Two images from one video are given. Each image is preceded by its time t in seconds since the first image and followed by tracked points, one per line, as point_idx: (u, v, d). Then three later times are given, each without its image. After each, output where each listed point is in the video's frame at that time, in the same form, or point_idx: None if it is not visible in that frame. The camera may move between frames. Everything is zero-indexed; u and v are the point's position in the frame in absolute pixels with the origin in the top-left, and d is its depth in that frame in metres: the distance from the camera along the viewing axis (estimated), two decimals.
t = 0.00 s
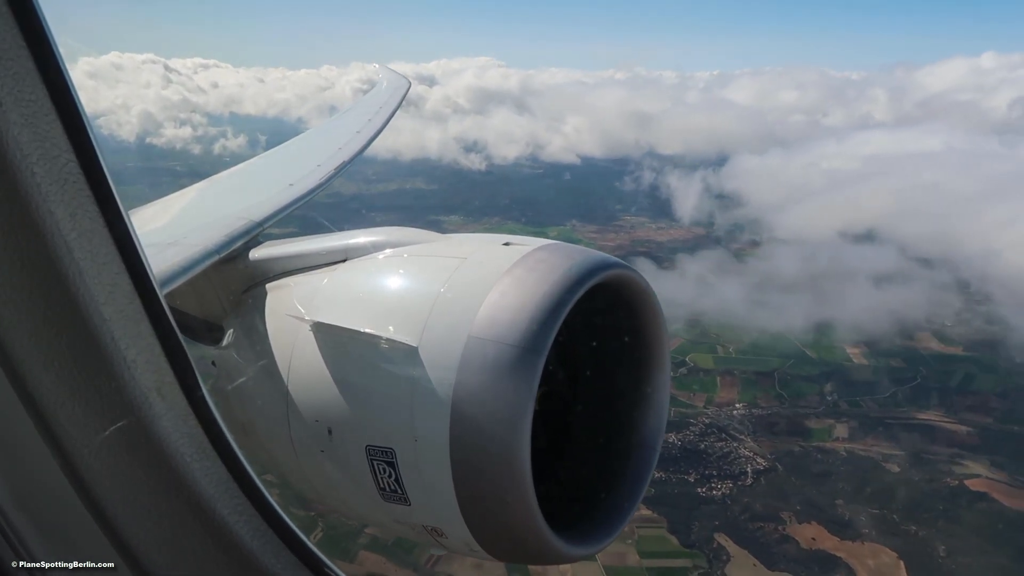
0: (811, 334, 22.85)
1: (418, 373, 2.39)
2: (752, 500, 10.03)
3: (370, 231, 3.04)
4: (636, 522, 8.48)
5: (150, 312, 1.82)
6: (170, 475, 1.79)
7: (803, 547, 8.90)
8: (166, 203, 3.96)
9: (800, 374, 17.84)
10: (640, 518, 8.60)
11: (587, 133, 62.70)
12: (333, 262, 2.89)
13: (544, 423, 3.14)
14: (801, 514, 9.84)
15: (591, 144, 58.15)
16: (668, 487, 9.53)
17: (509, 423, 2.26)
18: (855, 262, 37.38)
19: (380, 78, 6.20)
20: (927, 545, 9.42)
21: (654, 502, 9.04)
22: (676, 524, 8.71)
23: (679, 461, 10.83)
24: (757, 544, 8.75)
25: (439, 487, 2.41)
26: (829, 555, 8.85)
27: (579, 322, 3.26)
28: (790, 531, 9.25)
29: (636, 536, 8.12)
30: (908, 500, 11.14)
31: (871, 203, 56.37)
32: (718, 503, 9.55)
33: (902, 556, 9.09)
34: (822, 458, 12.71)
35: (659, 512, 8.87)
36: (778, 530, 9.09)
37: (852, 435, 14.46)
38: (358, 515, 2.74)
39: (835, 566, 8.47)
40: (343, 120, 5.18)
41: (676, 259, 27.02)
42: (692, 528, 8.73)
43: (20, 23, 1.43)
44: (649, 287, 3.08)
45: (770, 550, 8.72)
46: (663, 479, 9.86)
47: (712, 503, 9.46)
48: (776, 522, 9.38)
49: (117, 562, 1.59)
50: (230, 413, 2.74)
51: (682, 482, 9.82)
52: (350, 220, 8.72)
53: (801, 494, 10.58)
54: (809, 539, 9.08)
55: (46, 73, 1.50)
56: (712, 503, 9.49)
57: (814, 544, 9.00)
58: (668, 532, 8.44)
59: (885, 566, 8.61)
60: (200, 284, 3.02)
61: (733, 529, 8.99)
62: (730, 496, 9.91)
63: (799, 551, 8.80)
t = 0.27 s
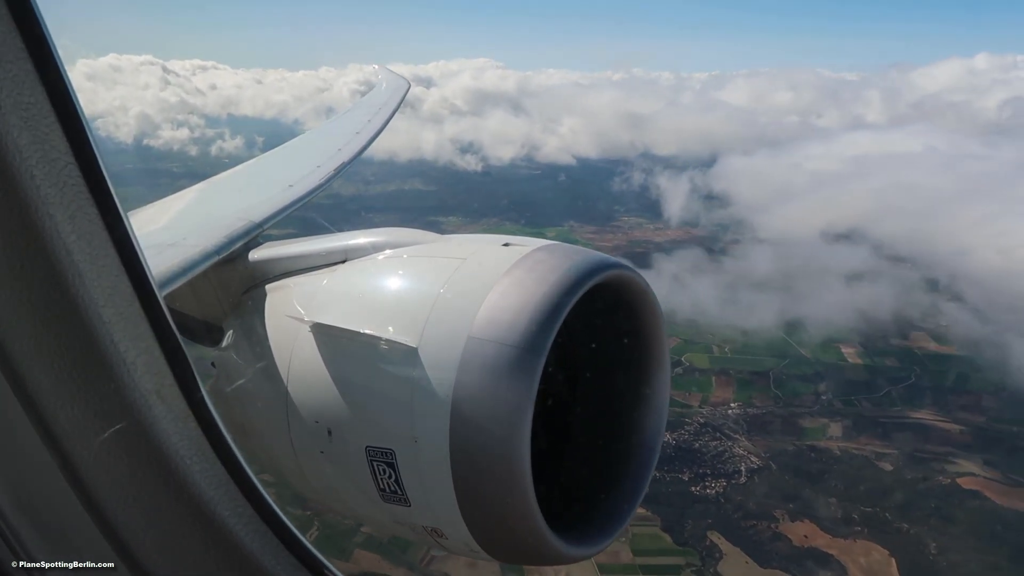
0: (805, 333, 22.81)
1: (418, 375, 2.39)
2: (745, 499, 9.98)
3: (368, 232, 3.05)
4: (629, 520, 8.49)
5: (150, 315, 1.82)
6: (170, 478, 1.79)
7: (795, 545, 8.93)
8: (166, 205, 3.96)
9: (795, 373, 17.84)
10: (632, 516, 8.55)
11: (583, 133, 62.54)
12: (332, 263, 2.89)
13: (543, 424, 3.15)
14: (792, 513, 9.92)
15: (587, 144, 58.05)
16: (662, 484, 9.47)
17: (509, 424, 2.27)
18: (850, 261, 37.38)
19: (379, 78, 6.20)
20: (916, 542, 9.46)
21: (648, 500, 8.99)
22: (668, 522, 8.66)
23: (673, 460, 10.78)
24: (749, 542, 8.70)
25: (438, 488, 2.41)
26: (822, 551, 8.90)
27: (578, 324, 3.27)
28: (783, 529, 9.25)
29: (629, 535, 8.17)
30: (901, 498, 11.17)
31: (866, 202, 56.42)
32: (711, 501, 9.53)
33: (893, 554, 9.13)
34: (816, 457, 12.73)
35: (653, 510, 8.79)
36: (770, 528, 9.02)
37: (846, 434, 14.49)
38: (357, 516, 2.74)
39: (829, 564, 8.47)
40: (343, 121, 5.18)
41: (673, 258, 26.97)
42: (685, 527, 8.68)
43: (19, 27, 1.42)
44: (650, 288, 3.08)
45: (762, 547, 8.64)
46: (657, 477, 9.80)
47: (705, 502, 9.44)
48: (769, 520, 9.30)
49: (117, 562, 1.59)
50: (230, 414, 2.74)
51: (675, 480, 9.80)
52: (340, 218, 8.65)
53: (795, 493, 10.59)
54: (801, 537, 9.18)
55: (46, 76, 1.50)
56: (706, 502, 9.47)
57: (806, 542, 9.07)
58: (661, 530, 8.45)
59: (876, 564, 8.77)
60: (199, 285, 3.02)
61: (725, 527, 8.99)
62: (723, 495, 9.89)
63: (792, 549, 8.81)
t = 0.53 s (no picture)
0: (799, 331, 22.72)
1: (417, 375, 2.39)
2: (737, 497, 9.77)
3: (366, 233, 3.06)
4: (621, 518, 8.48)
5: (148, 317, 1.82)
6: (169, 480, 1.78)
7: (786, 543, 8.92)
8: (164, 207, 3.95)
9: (789, 372, 17.84)
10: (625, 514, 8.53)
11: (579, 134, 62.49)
12: (330, 264, 2.89)
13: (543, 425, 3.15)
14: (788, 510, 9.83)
15: (583, 145, 58.05)
16: (655, 483, 9.55)
17: (510, 424, 2.26)
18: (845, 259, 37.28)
19: (378, 79, 6.20)
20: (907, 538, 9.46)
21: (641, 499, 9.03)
22: (661, 518, 8.69)
23: (667, 459, 10.77)
24: (742, 539, 8.77)
25: (438, 489, 2.41)
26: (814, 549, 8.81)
27: (576, 325, 3.27)
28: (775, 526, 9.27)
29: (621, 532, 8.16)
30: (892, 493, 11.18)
31: (860, 202, 56.55)
32: (703, 499, 9.55)
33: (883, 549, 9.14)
34: (809, 455, 12.72)
35: (646, 508, 8.83)
36: (762, 526, 9.08)
37: (839, 433, 14.51)
38: (357, 517, 2.74)
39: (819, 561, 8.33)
40: (341, 122, 5.17)
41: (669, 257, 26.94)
42: (678, 525, 8.70)
43: (19, 27, 1.42)
44: (649, 288, 3.09)
45: (753, 544, 8.72)
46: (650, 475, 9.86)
47: (697, 500, 9.48)
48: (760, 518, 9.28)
49: (115, 563, 1.58)
50: (228, 415, 2.73)
51: (669, 478, 9.89)
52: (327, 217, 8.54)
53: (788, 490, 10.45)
54: (792, 534, 9.13)
55: (45, 77, 1.50)
56: (698, 500, 9.50)
57: (797, 539, 9.02)
58: (654, 528, 8.40)
59: (869, 562, 8.39)
60: (198, 287, 3.02)
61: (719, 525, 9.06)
62: (716, 493, 9.91)
63: (784, 547, 8.81)
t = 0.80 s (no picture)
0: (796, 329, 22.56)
1: (417, 376, 2.39)
2: (731, 495, 10.01)
3: (366, 233, 3.07)
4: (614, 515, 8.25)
5: (148, 317, 1.82)
6: (168, 480, 1.78)
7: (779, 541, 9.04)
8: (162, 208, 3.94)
9: (785, 371, 17.83)
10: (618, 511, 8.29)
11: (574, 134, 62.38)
12: (330, 264, 2.90)
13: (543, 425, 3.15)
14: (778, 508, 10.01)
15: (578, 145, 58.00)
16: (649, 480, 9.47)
17: (510, 424, 2.26)
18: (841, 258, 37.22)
19: (377, 79, 6.20)
20: (899, 537, 9.49)
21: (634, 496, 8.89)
22: (655, 515, 8.50)
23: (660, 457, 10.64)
24: (734, 536, 8.68)
25: (438, 489, 2.41)
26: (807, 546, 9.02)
27: (576, 325, 3.27)
28: (768, 523, 9.33)
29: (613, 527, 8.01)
30: (885, 492, 11.22)
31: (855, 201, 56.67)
32: (697, 497, 9.44)
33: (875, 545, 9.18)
34: (803, 453, 12.74)
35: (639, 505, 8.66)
36: (755, 522, 9.00)
37: (833, 431, 14.52)
38: (357, 517, 2.74)
39: (811, 559, 8.52)
40: (341, 122, 5.17)
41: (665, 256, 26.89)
42: (672, 523, 8.54)
43: (17, 29, 1.42)
44: (648, 287, 3.09)
45: (746, 541, 8.63)
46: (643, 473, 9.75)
47: (691, 498, 9.37)
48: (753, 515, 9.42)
49: (115, 563, 1.58)
50: (228, 416, 2.73)
51: (663, 476, 9.84)
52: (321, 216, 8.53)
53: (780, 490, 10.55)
54: (785, 532, 9.31)
55: (43, 78, 1.49)
56: (691, 498, 9.38)
57: (791, 536, 9.24)
58: (648, 525, 8.16)
59: (860, 558, 8.37)
60: (197, 288, 3.01)
61: (712, 523, 8.86)
62: (710, 491, 9.79)
63: (777, 545, 8.82)
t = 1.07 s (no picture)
0: (792, 327, 22.35)
1: (417, 376, 2.39)
2: (723, 489, 9.90)
3: (365, 234, 3.07)
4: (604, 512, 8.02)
5: (148, 317, 1.82)
6: (168, 480, 1.78)
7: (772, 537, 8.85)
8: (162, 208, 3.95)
9: (779, 369, 17.80)
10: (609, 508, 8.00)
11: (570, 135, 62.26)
12: (329, 265, 2.90)
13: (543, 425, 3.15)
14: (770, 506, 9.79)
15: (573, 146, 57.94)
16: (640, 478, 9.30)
17: (510, 425, 2.27)
18: (837, 258, 37.07)
19: (377, 80, 6.22)
20: (890, 532, 9.52)
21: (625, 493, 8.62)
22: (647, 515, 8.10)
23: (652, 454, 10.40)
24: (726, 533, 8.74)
25: (438, 489, 2.41)
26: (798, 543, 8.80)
27: (576, 325, 3.28)
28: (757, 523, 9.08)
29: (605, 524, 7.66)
30: (876, 490, 11.26)
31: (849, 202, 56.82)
32: (690, 495, 9.27)
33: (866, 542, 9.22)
34: (796, 451, 12.73)
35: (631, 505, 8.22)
36: (747, 519, 9.06)
37: (826, 429, 14.52)
38: (356, 517, 2.74)
39: (803, 556, 8.40)
40: (341, 122, 5.18)
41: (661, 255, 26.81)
42: (665, 521, 8.29)
43: (18, 29, 1.42)
44: (647, 287, 3.09)
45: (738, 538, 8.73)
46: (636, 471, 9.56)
47: (685, 496, 9.22)
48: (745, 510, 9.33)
49: (116, 563, 1.58)
50: (227, 416, 2.73)
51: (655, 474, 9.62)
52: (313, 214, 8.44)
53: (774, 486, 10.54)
54: (777, 529, 9.01)
55: (44, 79, 1.50)
56: (685, 496, 9.22)
57: (782, 533, 8.94)
58: (641, 524, 7.82)
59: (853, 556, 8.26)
60: (197, 288, 3.02)
61: (705, 520, 8.76)
62: (703, 489, 9.55)
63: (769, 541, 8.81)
